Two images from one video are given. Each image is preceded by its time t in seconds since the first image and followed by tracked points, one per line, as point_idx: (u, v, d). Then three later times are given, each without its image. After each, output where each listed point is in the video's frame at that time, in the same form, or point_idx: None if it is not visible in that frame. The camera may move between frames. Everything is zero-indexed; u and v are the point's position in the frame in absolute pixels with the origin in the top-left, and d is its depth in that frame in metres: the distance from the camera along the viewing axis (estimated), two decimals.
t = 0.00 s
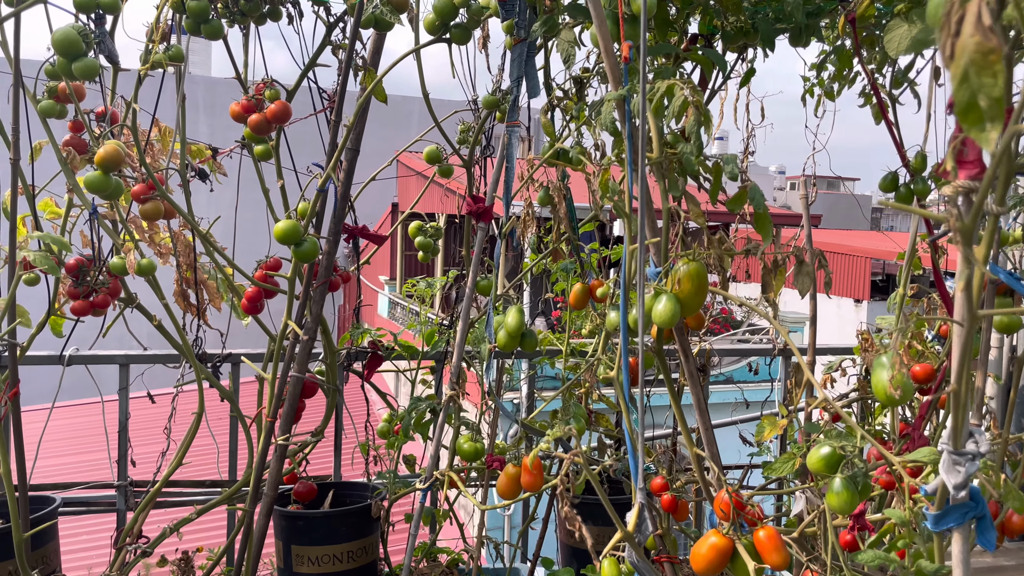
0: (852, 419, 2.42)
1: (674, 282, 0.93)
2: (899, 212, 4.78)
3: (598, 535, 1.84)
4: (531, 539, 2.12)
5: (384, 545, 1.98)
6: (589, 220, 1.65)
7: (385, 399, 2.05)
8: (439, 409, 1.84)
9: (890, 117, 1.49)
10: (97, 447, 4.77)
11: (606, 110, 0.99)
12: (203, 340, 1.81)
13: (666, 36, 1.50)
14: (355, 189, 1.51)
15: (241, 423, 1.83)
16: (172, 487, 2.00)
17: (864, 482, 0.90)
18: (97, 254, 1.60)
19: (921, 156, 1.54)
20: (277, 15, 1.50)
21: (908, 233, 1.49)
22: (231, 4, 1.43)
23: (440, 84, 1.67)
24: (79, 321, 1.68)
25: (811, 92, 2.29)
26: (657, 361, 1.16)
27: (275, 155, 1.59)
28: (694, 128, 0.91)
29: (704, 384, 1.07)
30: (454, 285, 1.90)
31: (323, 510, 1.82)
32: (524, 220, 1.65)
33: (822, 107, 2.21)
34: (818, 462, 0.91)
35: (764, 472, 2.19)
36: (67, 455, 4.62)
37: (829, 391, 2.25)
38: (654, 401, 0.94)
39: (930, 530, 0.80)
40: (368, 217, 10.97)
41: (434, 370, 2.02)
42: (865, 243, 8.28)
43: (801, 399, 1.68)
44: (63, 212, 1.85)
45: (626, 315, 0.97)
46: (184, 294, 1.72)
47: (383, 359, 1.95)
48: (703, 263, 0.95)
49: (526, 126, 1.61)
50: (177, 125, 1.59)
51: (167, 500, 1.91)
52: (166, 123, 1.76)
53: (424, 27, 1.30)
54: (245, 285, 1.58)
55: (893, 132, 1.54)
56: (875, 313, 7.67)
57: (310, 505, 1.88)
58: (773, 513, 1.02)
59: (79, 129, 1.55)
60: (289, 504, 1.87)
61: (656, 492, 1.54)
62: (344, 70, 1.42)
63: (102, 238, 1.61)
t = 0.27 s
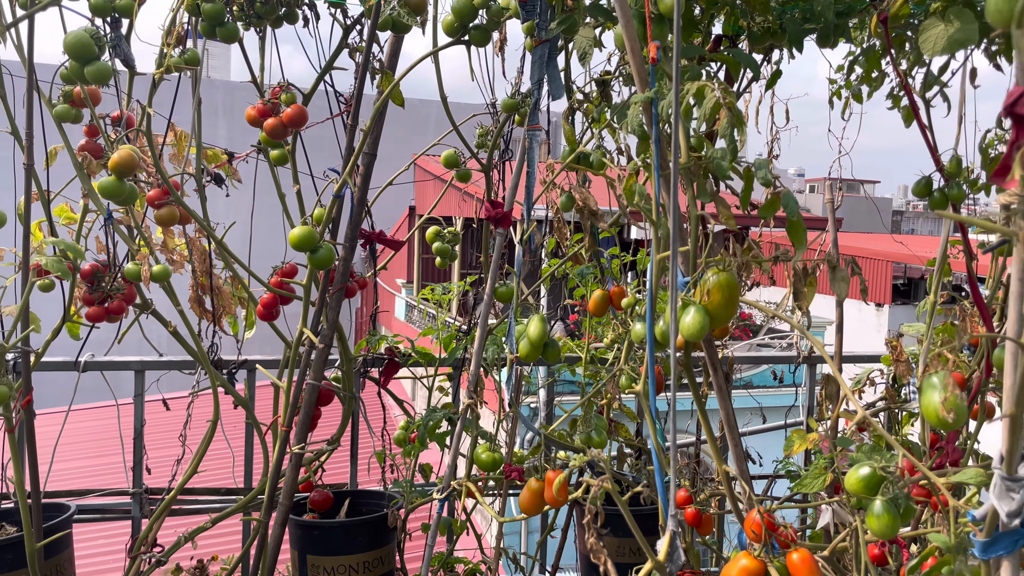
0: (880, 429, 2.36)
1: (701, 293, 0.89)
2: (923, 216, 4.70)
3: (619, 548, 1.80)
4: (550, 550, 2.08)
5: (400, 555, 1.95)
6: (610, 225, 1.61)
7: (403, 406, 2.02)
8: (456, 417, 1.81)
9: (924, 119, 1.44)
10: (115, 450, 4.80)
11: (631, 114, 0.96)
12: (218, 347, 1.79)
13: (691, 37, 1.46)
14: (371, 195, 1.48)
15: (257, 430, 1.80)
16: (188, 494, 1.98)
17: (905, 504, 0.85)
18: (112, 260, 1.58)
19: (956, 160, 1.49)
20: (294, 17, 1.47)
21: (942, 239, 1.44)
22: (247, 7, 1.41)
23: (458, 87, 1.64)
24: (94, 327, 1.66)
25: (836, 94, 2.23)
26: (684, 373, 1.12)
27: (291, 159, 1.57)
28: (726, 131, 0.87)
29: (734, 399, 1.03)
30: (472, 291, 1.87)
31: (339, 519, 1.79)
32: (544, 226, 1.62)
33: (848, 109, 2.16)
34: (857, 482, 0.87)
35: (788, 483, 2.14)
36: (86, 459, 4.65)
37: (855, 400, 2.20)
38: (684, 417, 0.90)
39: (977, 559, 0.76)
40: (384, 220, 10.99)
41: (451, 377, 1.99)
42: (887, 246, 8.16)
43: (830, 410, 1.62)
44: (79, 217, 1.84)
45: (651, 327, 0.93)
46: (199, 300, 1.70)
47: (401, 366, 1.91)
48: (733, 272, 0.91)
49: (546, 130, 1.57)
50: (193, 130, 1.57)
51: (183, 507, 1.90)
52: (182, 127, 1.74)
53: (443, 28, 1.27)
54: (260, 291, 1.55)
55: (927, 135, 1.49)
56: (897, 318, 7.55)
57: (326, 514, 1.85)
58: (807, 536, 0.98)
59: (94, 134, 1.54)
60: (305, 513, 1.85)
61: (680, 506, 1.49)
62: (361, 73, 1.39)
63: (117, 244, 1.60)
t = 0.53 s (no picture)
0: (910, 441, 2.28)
1: (733, 304, 0.85)
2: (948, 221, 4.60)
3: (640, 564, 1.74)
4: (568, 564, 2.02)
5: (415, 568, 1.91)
6: (631, 232, 1.56)
7: (417, 415, 1.98)
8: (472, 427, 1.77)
9: (960, 120, 1.38)
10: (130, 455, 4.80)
11: (657, 114, 0.91)
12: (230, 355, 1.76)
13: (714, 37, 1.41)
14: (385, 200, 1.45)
15: (269, 440, 1.77)
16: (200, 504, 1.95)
17: (954, 531, 0.80)
18: (123, 266, 1.56)
19: (995, 163, 1.42)
20: (307, 19, 1.44)
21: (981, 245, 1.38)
22: (259, 8, 1.38)
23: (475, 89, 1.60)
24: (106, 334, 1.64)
25: (863, 95, 2.17)
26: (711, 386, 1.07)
27: (305, 164, 1.54)
28: (758, 131, 0.82)
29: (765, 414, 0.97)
30: (488, 298, 1.82)
31: (352, 531, 1.75)
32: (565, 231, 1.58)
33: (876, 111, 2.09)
34: (901, 508, 0.80)
35: (814, 496, 2.07)
36: (102, 464, 4.66)
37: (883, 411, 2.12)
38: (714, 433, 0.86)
39: None
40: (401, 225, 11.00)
41: (467, 386, 1.94)
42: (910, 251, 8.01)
43: (861, 423, 1.56)
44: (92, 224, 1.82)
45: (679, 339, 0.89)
46: (211, 307, 1.67)
47: (415, 374, 1.87)
48: (767, 283, 0.87)
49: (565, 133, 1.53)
50: (205, 134, 1.54)
51: (194, 518, 1.87)
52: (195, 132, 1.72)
53: (460, 28, 1.23)
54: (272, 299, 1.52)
55: (963, 137, 1.42)
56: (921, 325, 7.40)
57: (339, 525, 1.82)
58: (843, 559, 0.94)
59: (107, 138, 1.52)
60: (317, 524, 1.81)
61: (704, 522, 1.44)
62: (375, 75, 1.36)
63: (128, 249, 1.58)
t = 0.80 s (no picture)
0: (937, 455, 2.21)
1: (762, 320, 0.81)
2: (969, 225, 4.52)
3: None
4: None
5: None
6: (650, 239, 1.52)
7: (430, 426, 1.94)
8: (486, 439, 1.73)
9: (992, 124, 1.32)
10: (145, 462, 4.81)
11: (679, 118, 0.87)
12: (241, 364, 1.73)
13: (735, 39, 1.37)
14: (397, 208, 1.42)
15: (280, 451, 1.74)
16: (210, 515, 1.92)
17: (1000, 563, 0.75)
18: (133, 275, 1.54)
19: None
20: (319, 24, 1.42)
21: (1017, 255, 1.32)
22: (270, 13, 1.36)
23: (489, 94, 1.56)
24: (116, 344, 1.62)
25: (886, 100, 2.12)
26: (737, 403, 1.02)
27: (316, 171, 1.51)
28: (785, 136, 0.78)
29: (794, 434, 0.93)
30: (503, 307, 1.78)
31: (364, 545, 1.71)
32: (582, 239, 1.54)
33: (900, 115, 2.04)
34: (944, 537, 0.78)
35: (838, 511, 2.00)
36: (116, 472, 4.66)
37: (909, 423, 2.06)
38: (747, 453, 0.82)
39: None
40: (415, 231, 11.00)
41: (481, 397, 1.90)
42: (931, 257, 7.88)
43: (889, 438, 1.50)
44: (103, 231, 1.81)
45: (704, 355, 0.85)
46: (222, 316, 1.65)
47: (429, 384, 1.83)
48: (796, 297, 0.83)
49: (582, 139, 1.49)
50: (216, 141, 1.52)
51: (204, 529, 1.84)
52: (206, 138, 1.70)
53: (473, 31, 1.20)
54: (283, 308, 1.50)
55: (996, 141, 1.37)
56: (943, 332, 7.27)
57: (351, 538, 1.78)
58: None
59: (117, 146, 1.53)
60: (329, 537, 1.78)
61: (726, 541, 1.38)
62: (387, 81, 1.33)
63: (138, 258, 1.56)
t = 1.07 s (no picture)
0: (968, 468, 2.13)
1: (794, 332, 0.78)
2: (989, 230, 4.43)
3: None
4: None
5: None
6: (670, 245, 1.47)
7: (444, 435, 1.90)
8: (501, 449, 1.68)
9: None
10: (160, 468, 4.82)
11: (704, 120, 0.83)
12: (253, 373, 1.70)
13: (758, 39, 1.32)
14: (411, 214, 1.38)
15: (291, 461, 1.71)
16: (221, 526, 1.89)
17: None
18: (144, 282, 1.53)
19: None
20: (332, 26, 1.39)
21: None
22: (282, 16, 1.34)
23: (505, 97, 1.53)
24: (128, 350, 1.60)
25: (912, 102, 2.06)
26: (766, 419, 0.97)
27: (329, 176, 1.49)
28: (818, 137, 0.74)
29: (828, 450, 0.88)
30: (518, 315, 1.74)
31: (377, 557, 1.67)
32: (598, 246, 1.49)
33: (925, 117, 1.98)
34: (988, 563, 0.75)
35: (864, 525, 1.94)
36: (128, 479, 4.66)
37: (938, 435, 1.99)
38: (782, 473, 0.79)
39: None
40: (430, 236, 11.00)
41: (497, 406, 1.86)
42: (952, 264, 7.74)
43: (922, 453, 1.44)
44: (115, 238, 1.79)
45: (733, 369, 0.81)
46: (234, 323, 1.63)
47: (443, 393, 1.78)
48: (831, 308, 0.79)
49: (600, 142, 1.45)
50: (228, 146, 1.50)
51: (215, 540, 1.81)
52: (218, 144, 1.68)
53: (489, 31, 1.17)
54: (295, 316, 1.47)
55: None
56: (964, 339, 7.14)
57: (364, 550, 1.74)
58: None
59: (128, 152, 1.52)
60: (341, 549, 1.74)
61: (751, 558, 1.33)
62: (401, 83, 1.30)
63: (150, 265, 1.54)
